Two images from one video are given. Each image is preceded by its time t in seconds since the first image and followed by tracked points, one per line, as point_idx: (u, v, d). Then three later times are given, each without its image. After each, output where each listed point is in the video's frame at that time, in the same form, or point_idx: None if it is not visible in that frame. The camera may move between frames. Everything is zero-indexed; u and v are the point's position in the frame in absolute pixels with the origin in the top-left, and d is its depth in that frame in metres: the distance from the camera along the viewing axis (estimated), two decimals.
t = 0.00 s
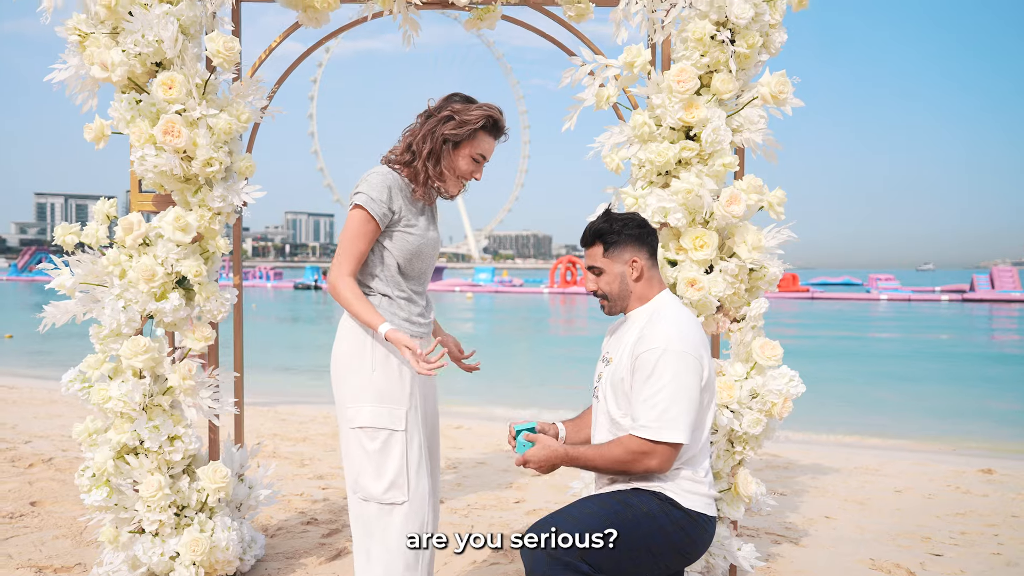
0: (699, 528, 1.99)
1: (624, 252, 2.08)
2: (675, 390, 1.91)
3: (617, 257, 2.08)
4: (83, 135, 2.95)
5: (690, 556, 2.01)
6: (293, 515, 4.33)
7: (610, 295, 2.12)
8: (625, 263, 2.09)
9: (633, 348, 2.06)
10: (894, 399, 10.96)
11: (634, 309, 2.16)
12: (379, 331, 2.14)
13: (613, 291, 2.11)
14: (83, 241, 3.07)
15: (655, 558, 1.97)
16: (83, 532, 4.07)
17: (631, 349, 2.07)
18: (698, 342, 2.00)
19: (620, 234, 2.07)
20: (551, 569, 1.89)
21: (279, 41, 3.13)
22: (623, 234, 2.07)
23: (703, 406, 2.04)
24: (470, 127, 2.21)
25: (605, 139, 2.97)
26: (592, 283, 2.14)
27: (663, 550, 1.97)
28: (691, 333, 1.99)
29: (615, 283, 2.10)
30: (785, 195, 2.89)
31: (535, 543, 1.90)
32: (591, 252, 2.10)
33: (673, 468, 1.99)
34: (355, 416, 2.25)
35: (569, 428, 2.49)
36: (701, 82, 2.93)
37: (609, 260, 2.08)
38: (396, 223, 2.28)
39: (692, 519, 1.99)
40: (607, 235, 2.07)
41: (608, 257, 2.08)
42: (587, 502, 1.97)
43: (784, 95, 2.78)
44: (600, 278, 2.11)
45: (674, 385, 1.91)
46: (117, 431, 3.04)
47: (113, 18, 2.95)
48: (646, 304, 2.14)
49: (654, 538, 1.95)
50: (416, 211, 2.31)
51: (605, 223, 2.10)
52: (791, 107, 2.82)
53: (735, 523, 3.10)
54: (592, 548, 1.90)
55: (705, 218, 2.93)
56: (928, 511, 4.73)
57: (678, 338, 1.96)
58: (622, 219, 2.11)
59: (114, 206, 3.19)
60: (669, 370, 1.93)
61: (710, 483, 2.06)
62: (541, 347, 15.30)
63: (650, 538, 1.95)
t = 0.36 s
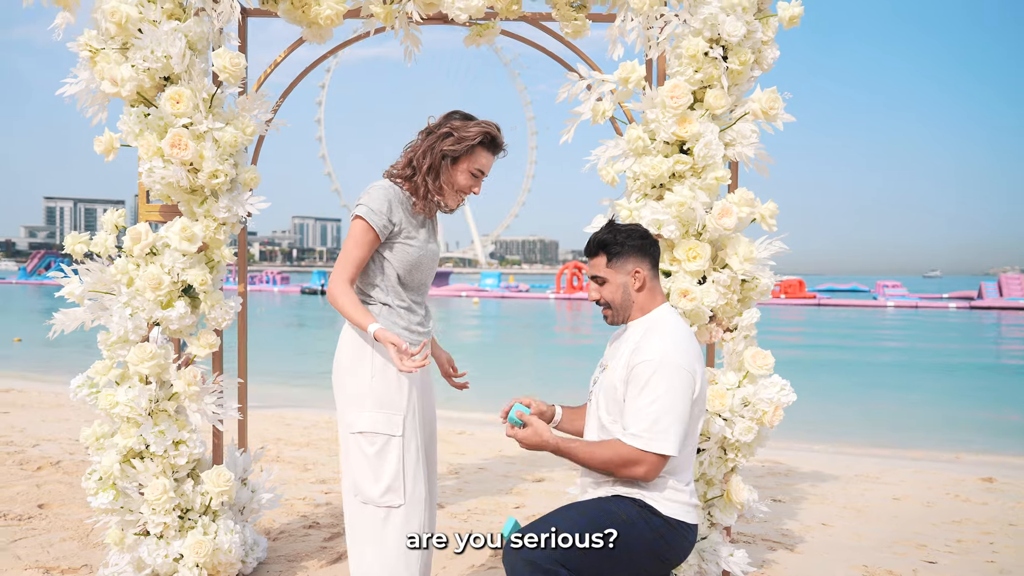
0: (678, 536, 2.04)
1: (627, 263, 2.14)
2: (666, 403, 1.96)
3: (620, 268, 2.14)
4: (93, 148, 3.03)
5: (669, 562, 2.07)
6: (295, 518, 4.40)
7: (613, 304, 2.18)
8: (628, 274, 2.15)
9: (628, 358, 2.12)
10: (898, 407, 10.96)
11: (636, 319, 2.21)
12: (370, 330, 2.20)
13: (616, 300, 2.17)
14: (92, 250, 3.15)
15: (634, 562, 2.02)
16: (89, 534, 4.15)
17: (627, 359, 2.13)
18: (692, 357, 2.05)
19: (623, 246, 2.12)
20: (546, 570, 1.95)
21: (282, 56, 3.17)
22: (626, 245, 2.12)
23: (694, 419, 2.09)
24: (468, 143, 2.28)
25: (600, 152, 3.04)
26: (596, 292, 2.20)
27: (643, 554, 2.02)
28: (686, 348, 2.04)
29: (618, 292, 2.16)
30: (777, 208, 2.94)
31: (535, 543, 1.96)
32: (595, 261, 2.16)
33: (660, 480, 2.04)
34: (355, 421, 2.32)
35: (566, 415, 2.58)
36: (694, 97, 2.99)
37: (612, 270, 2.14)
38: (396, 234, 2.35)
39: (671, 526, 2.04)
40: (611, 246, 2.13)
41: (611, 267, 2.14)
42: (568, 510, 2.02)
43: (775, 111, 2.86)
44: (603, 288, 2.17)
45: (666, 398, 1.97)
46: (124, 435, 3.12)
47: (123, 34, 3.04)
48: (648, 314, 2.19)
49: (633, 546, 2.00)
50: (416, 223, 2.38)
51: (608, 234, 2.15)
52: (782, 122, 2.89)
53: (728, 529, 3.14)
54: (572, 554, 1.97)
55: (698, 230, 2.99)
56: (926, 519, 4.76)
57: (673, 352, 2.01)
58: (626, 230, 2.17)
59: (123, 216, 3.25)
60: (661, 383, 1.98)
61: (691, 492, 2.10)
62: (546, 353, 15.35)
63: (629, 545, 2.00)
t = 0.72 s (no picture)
0: (671, 534, 2.07)
1: (647, 263, 2.14)
2: (665, 409, 2.01)
3: (639, 268, 2.14)
4: (116, 154, 3.12)
5: (663, 561, 2.10)
6: (312, 515, 4.49)
7: (630, 303, 2.18)
8: (646, 275, 2.15)
9: (639, 360, 2.17)
10: (918, 408, 10.87)
11: (652, 323, 2.21)
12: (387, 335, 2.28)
13: (633, 299, 2.17)
14: (116, 253, 3.25)
15: (627, 560, 2.06)
16: (113, 528, 4.27)
17: (637, 361, 2.17)
18: (701, 367, 2.07)
19: (645, 246, 2.13)
20: (548, 567, 1.99)
21: (297, 66, 3.26)
22: (648, 246, 2.13)
23: (697, 427, 2.12)
24: (470, 154, 2.34)
25: (608, 156, 3.08)
26: (613, 289, 2.20)
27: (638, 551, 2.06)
28: (697, 359, 2.07)
29: (635, 291, 2.16)
30: (783, 211, 2.97)
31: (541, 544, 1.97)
32: (616, 258, 2.17)
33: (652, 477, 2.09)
34: (364, 420, 2.40)
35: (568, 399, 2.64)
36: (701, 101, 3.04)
37: (632, 269, 2.15)
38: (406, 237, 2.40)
39: (665, 524, 2.08)
40: (633, 245, 2.14)
41: (631, 266, 2.15)
42: (559, 508, 2.06)
43: (779, 115, 2.92)
44: (621, 286, 2.17)
45: (665, 404, 2.01)
46: (146, 432, 3.22)
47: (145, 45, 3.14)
48: (665, 318, 2.19)
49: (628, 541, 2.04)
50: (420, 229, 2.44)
51: (632, 234, 2.16)
52: (787, 126, 2.93)
53: (734, 528, 3.18)
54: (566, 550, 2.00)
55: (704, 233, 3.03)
56: (940, 520, 4.75)
57: (681, 360, 2.05)
58: (650, 231, 2.17)
59: (145, 220, 3.37)
60: (664, 388, 2.02)
61: (688, 493, 2.13)
62: (563, 354, 15.39)
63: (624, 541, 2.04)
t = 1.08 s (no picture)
0: (678, 528, 2.11)
1: (668, 261, 2.17)
2: (667, 405, 2.02)
3: (660, 265, 2.18)
4: (137, 157, 3.20)
5: (671, 555, 2.12)
6: (330, 509, 4.57)
7: (648, 298, 2.23)
8: (666, 272, 2.19)
9: (650, 355, 2.19)
10: (939, 404, 10.77)
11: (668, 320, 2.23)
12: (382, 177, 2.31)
13: (652, 295, 2.21)
14: (137, 253, 3.32)
15: (634, 553, 2.09)
16: (137, 521, 4.38)
17: (648, 358, 2.20)
18: (709, 367, 2.08)
19: (668, 244, 2.16)
20: (555, 562, 2.03)
21: (312, 68, 3.32)
22: (671, 245, 2.16)
23: (703, 427, 2.12)
24: (477, 146, 2.40)
25: (618, 155, 3.10)
26: (636, 283, 2.25)
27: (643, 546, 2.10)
28: (706, 359, 2.08)
29: (655, 288, 2.20)
30: (793, 207, 2.98)
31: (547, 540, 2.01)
32: (639, 253, 2.21)
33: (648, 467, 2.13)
34: (374, 416, 2.45)
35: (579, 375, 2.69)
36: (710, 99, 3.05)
37: (653, 266, 2.18)
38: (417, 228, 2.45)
39: (670, 520, 2.11)
40: (656, 243, 2.17)
41: (652, 262, 2.18)
42: (566, 503, 2.10)
43: (788, 112, 2.92)
44: (642, 280, 2.22)
45: (667, 400, 2.03)
46: (167, 428, 3.31)
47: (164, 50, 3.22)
48: (683, 316, 2.21)
49: (634, 535, 2.08)
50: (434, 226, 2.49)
51: (657, 231, 2.19)
52: (796, 123, 2.94)
53: (746, 523, 3.20)
54: (573, 545, 2.03)
55: (714, 230, 3.05)
56: (957, 516, 4.73)
57: (687, 358, 2.06)
58: (675, 230, 2.19)
59: (165, 221, 3.45)
60: (667, 385, 2.04)
61: (696, 488, 2.16)
62: (580, 350, 15.42)
63: (630, 535, 2.08)
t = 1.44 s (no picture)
0: (685, 525, 2.11)
1: (675, 260, 2.17)
2: (670, 401, 2.03)
3: (667, 264, 2.18)
4: (145, 157, 3.21)
5: (677, 551, 2.13)
6: (338, 506, 4.60)
7: (655, 296, 2.23)
8: (674, 271, 2.19)
9: (653, 351, 2.20)
10: (948, 402, 10.72)
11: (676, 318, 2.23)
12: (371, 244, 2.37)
13: (659, 293, 2.22)
14: (146, 252, 3.35)
15: (641, 550, 2.09)
16: (147, 518, 4.42)
17: (653, 354, 2.20)
18: (713, 363, 2.08)
19: (676, 243, 2.16)
20: (563, 556, 2.04)
21: (319, 66, 3.34)
22: (679, 243, 2.16)
23: (707, 424, 2.12)
24: (484, 140, 2.40)
25: (623, 152, 3.11)
26: (643, 281, 2.26)
27: (647, 542, 2.10)
28: (711, 356, 2.08)
29: (661, 286, 2.20)
30: (799, 204, 2.97)
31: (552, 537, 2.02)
32: (647, 252, 2.21)
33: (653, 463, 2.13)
34: (386, 415, 2.47)
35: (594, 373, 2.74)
36: (714, 96, 3.05)
37: (660, 264, 2.19)
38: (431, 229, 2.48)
39: (678, 516, 2.11)
40: (663, 241, 2.17)
41: (659, 261, 2.19)
42: (573, 499, 2.11)
43: (793, 109, 2.92)
44: (649, 279, 2.22)
45: (671, 397, 2.03)
46: (176, 425, 3.34)
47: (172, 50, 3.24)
48: (690, 312, 2.21)
49: (641, 532, 2.08)
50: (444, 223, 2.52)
51: (664, 229, 2.19)
52: (802, 119, 2.94)
53: (752, 519, 3.20)
54: (579, 542, 2.04)
55: (720, 228, 3.05)
56: (966, 514, 4.71)
57: (691, 354, 2.06)
58: (683, 228, 2.19)
59: (174, 220, 3.48)
60: (671, 382, 2.04)
61: (705, 485, 2.16)
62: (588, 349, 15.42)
63: (637, 531, 2.08)
